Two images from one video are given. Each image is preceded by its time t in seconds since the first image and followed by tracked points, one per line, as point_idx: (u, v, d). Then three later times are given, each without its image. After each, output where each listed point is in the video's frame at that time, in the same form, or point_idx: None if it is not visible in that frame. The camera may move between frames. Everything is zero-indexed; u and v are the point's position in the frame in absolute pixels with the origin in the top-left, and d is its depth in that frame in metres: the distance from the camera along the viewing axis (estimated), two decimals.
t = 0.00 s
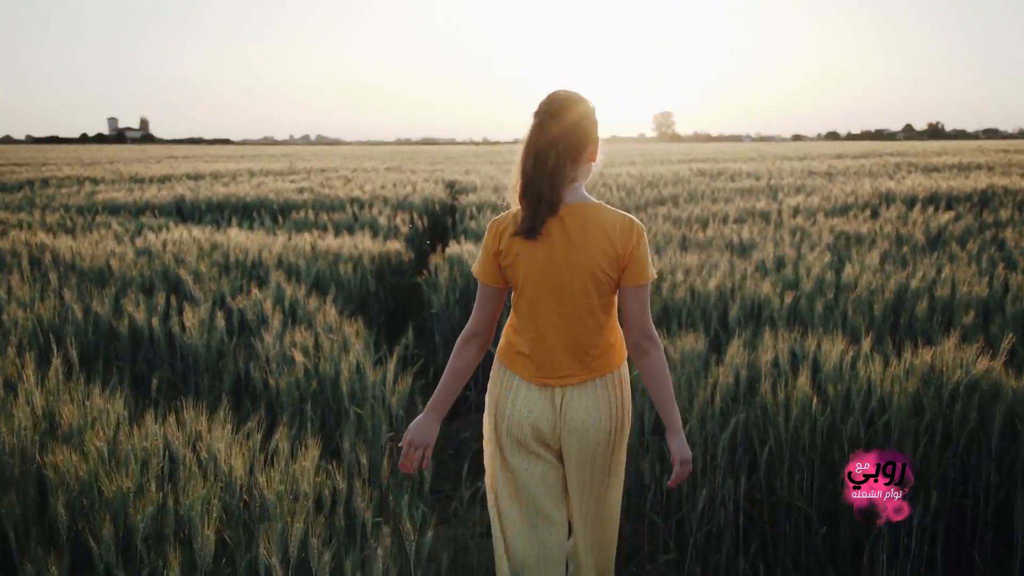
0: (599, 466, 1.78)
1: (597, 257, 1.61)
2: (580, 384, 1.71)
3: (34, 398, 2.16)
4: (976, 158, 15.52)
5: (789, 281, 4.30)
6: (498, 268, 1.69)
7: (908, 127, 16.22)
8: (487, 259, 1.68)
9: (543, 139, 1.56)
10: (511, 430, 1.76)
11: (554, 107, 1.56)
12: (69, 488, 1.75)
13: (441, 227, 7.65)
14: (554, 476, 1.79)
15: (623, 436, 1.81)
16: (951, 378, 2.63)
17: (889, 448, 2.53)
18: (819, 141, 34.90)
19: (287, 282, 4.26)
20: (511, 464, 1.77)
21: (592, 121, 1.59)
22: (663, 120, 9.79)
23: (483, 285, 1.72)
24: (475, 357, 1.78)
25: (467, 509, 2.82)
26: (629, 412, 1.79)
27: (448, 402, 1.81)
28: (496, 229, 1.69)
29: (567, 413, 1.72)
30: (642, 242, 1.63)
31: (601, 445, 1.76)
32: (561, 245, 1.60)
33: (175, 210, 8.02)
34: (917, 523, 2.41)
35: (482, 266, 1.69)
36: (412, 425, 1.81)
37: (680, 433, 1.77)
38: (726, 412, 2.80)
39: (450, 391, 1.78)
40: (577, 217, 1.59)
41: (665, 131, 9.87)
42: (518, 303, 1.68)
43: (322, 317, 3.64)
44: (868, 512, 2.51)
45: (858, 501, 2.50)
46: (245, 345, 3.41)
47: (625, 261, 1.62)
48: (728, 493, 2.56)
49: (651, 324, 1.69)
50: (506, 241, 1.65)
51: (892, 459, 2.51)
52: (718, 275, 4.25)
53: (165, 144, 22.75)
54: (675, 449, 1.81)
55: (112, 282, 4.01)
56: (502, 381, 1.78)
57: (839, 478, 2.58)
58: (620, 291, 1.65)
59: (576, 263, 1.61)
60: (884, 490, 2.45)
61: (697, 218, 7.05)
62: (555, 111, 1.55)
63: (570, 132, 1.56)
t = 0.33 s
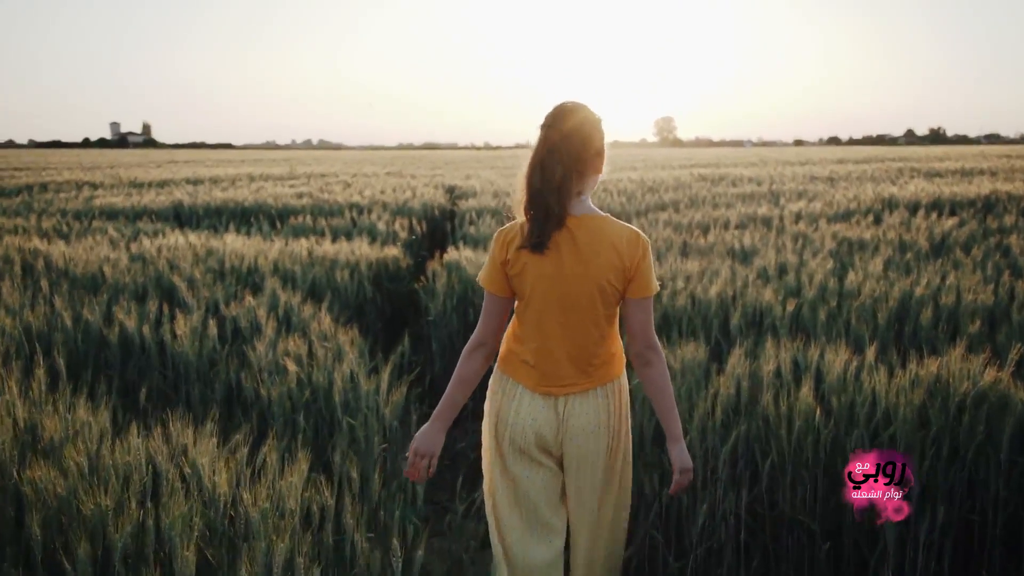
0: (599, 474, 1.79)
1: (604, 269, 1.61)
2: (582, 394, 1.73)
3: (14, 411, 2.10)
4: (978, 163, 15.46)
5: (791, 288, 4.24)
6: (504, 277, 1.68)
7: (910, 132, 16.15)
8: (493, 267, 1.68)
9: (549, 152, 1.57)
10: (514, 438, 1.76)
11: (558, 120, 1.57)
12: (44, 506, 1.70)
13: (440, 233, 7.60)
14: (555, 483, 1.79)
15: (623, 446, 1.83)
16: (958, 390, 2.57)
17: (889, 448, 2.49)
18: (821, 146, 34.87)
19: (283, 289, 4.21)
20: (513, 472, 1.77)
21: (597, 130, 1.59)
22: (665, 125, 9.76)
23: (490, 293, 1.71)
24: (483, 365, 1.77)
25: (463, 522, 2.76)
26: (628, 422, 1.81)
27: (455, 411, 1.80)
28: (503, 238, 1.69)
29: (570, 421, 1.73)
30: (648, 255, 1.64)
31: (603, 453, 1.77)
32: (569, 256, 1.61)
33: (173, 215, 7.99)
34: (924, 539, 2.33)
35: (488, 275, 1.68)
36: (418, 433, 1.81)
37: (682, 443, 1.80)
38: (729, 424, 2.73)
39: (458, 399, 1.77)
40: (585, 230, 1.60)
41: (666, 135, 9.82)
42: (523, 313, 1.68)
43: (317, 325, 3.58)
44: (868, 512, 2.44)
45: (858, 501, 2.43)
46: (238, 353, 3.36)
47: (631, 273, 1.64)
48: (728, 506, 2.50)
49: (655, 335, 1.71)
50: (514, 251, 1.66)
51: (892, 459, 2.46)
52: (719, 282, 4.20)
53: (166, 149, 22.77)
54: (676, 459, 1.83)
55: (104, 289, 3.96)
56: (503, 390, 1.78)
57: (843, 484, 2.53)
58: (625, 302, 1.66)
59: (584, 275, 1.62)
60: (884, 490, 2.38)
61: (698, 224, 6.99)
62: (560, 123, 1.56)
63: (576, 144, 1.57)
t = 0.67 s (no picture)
0: (604, 468, 1.87)
1: (613, 268, 1.69)
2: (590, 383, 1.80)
3: None
4: (980, 168, 15.37)
5: (792, 294, 4.18)
6: (515, 273, 1.74)
7: (911, 136, 16.06)
8: (504, 264, 1.73)
9: (559, 159, 1.65)
10: (524, 432, 1.82)
11: (563, 125, 1.64)
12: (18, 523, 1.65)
13: (438, 238, 7.53)
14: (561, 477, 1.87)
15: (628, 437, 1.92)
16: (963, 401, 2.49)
17: (891, 448, 2.43)
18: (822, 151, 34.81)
19: (276, 296, 4.16)
20: (523, 465, 1.84)
21: (601, 130, 1.65)
22: (665, 128, 9.70)
23: (501, 289, 1.76)
24: (497, 359, 1.80)
25: (456, 535, 2.71)
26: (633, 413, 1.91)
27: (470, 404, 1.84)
28: (514, 237, 1.74)
29: (578, 413, 1.81)
30: (653, 257, 1.73)
31: (608, 448, 1.86)
32: (579, 255, 1.67)
33: (168, 220, 7.93)
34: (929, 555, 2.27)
35: (501, 271, 1.73)
36: (434, 427, 1.85)
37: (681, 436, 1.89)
38: (728, 435, 2.67)
39: (472, 393, 1.81)
40: (596, 230, 1.67)
41: (666, 140, 9.76)
42: (533, 308, 1.75)
43: (309, 332, 3.53)
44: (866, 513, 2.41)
45: (858, 501, 2.39)
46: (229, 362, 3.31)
47: (638, 272, 1.72)
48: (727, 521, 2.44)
49: (658, 334, 1.80)
50: (525, 249, 1.71)
51: (893, 458, 2.40)
52: (719, 288, 4.13)
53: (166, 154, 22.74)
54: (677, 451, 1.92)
55: (93, 296, 3.91)
56: (512, 383, 1.85)
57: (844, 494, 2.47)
58: (631, 300, 1.75)
59: (593, 272, 1.69)
60: (884, 490, 2.35)
61: (698, 228, 6.93)
62: (566, 129, 1.63)
63: (584, 146, 1.64)
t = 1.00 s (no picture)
0: (611, 463, 1.86)
1: (614, 263, 1.71)
2: (594, 376, 1.80)
3: None
4: (982, 172, 15.29)
5: (793, 299, 4.13)
6: (520, 268, 1.78)
7: (914, 139, 16.02)
8: (510, 258, 1.78)
9: (563, 160, 1.68)
10: (532, 425, 1.83)
11: (566, 127, 1.68)
12: None
13: (436, 243, 7.49)
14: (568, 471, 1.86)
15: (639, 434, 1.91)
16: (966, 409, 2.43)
17: (890, 448, 2.40)
18: (823, 155, 34.78)
19: (271, 301, 4.12)
20: (531, 458, 1.84)
21: (604, 129, 1.67)
22: (666, 132, 9.67)
23: (507, 284, 1.82)
24: (500, 351, 1.84)
25: (450, 545, 2.66)
26: (641, 411, 1.89)
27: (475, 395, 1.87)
28: (521, 233, 1.79)
29: (585, 405, 1.81)
30: (656, 254, 1.74)
31: (615, 442, 1.85)
32: (580, 250, 1.70)
33: (165, 224, 7.89)
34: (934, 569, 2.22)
35: (506, 266, 1.78)
36: (441, 417, 1.90)
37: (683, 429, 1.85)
38: (728, 443, 2.62)
39: (475, 384, 1.85)
40: (597, 226, 1.70)
41: (666, 144, 9.74)
42: (537, 301, 1.78)
43: (303, 338, 3.49)
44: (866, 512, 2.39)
45: (858, 501, 2.36)
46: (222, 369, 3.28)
47: (640, 269, 1.73)
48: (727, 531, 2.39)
49: (661, 328, 1.81)
50: (529, 244, 1.75)
51: (892, 459, 2.37)
52: (718, 293, 4.09)
53: (166, 157, 22.73)
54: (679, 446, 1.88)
55: (85, 302, 3.87)
56: (521, 377, 1.88)
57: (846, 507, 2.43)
58: (634, 297, 1.76)
59: (594, 267, 1.71)
60: (884, 490, 2.33)
61: (698, 233, 6.88)
62: (568, 129, 1.67)
63: (588, 146, 1.67)
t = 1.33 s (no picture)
0: (619, 461, 1.91)
1: (613, 266, 1.78)
2: (598, 375, 1.87)
3: None
4: (981, 176, 15.21)
5: (792, 305, 4.09)
6: (522, 272, 1.87)
7: (914, 144, 15.96)
8: (513, 261, 1.87)
9: (561, 165, 1.76)
10: (539, 425, 1.90)
11: (566, 132, 1.75)
12: None
13: (433, 248, 7.43)
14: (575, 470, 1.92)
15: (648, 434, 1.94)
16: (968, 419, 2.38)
17: (888, 448, 2.37)
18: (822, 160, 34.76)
19: (264, 308, 4.08)
20: (539, 456, 1.91)
21: (601, 135, 1.74)
22: (664, 136, 9.63)
23: (509, 286, 1.91)
24: (498, 349, 1.94)
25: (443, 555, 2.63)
26: (649, 404, 1.94)
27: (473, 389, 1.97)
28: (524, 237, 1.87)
29: (591, 404, 1.87)
30: (656, 257, 1.79)
31: (623, 440, 1.90)
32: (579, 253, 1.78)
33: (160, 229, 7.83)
34: None
35: (510, 270, 1.87)
36: (441, 405, 2.01)
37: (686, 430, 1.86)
38: (725, 453, 2.57)
39: (473, 378, 1.95)
40: (596, 231, 1.77)
41: (664, 148, 9.69)
42: (540, 303, 1.86)
43: (295, 344, 3.45)
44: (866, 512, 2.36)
45: (857, 501, 2.33)
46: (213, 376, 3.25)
47: (639, 272, 1.79)
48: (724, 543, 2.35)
49: (662, 330, 1.85)
50: (531, 247, 1.83)
51: (892, 459, 2.34)
52: (716, 299, 4.04)
53: (164, 161, 22.67)
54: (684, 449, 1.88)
55: (75, 308, 3.82)
56: (527, 379, 1.95)
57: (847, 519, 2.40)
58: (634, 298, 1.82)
59: (593, 269, 1.78)
60: (884, 490, 2.31)
61: (696, 238, 6.83)
62: (567, 136, 1.74)
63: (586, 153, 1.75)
